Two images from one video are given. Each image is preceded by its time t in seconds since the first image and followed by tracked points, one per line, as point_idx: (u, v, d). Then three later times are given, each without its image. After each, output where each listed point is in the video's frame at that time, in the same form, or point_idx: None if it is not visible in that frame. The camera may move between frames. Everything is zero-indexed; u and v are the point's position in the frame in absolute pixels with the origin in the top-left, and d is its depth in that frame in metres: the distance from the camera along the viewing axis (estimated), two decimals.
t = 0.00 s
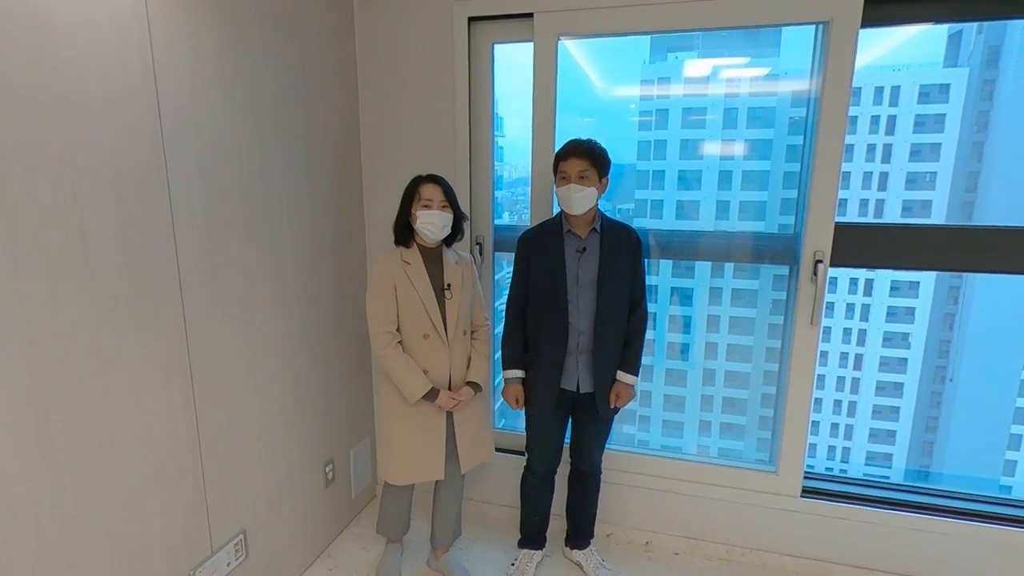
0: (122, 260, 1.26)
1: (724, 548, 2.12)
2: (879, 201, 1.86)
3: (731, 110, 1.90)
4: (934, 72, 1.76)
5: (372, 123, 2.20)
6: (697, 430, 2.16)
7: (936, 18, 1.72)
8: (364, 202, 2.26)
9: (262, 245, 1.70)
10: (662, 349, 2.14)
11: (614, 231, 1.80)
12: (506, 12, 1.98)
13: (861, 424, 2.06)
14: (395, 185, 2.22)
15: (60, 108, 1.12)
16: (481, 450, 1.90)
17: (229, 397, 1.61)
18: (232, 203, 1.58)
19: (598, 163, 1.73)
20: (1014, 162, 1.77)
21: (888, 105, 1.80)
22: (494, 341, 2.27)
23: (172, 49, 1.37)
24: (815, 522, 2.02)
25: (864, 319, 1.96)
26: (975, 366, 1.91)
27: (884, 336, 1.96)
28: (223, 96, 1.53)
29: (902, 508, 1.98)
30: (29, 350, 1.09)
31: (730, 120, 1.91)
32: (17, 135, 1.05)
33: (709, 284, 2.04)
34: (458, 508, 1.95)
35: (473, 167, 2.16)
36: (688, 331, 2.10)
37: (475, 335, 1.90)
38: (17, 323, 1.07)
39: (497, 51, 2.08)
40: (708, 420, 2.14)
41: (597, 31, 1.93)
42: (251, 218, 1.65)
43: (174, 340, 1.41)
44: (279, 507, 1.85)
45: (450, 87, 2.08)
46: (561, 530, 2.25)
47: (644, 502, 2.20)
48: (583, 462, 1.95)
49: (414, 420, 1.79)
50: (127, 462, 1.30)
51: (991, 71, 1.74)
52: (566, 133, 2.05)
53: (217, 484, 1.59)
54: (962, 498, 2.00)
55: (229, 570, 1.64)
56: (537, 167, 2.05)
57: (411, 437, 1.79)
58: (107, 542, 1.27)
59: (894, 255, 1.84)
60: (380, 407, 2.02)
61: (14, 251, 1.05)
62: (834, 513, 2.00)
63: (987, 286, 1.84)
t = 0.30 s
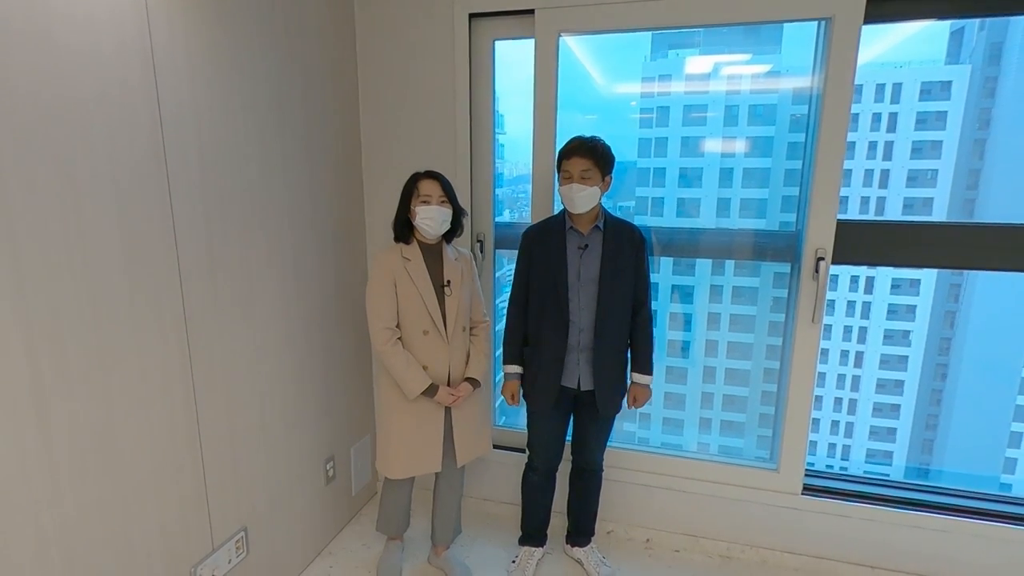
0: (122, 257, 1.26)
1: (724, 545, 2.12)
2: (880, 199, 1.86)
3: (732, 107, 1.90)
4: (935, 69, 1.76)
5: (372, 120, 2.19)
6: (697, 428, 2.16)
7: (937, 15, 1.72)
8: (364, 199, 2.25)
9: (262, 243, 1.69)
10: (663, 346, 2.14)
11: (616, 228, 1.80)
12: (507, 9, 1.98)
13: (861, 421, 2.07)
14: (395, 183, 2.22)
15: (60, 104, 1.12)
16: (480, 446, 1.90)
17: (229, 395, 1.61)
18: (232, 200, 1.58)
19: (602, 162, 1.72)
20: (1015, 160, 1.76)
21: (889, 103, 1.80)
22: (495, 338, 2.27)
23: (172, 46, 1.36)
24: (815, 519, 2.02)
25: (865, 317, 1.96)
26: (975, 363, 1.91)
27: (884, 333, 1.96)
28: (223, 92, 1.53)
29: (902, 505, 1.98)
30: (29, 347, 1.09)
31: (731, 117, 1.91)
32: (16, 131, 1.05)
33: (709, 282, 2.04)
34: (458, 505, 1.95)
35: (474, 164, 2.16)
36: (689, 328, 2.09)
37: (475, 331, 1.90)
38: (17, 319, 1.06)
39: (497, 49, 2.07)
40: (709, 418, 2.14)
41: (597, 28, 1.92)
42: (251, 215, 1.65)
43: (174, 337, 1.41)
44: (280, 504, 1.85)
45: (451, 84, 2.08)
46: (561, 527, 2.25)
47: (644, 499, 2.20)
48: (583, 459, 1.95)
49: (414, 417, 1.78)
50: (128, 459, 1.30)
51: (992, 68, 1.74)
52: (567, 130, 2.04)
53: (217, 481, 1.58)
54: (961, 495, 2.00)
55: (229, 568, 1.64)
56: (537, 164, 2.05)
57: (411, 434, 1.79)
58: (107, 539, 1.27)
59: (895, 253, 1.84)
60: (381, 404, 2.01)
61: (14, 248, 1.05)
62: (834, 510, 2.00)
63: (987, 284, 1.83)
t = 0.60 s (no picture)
0: (122, 254, 1.25)
1: (725, 543, 2.12)
2: (881, 196, 1.86)
3: (733, 105, 1.90)
4: (937, 67, 1.75)
5: (372, 118, 2.19)
6: (697, 426, 2.16)
7: (940, 12, 1.71)
8: (364, 197, 2.25)
9: (262, 240, 1.69)
10: (663, 344, 2.13)
11: (616, 225, 1.79)
12: (507, 5, 1.97)
13: (861, 419, 2.07)
14: (395, 180, 2.21)
15: (60, 100, 1.11)
16: (479, 442, 1.90)
17: (230, 392, 1.60)
18: (233, 197, 1.57)
19: (601, 158, 1.71)
20: (1016, 157, 1.76)
21: (891, 100, 1.80)
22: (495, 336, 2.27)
23: (173, 42, 1.36)
24: (815, 517, 2.02)
25: (865, 315, 1.96)
26: (976, 361, 1.91)
27: (885, 331, 1.96)
28: (223, 89, 1.52)
29: (903, 503, 1.98)
30: (29, 344, 1.08)
31: (732, 115, 1.90)
32: (16, 127, 1.04)
33: (710, 279, 2.03)
34: (458, 502, 1.95)
35: (474, 161, 2.16)
36: (690, 326, 2.09)
37: (474, 328, 1.90)
38: (17, 316, 1.06)
39: (498, 46, 2.07)
40: (709, 415, 2.14)
41: (599, 25, 1.92)
42: (251, 213, 1.64)
43: (175, 333, 1.41)
44: (280, 501, 1.85)
45: (451, 81, 2.07)
46: (562, 525, 2.25)
47: (644, 497, 2.20)
48: (583, 456, 1.95)
49: (413, 413, 1.78)
50: (128, 457, 1.30)
51: (994, 66, 1.73)
52: (567, 128, 2.04)
53: (218, 478, 1.58)
54: (961, 493, 2.00)
55: (229, 565, 1.64)
56: (538, 161, 2.04)
57: (410, 431, 1.78)
58: (108, 536, 1.27)
59: (897, 251, 1.84)
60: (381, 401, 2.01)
61: (14, 244, 1.05)
62: (835, 508, 2.00)
63: (988, 282, 1.83)
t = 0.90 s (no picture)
0: (122, 253, 1.25)
1: (726, 543, 2.12)
2: (882, 196, 1.86)
3: (734, 104, 1.89)
4: (939, 66, 1.75)
5: (373, 117, 2.19)
6: (698, 426, 2.16)
7: (941, 11, 1.71)
8: (365, 196, 2.25)
9: (263, 240, 1.69)
10: (664, 343, 2.13)
11: (616, 225, 1.79)
12: (508, 5, 1.97)
13: (862, 419, 2.06)
14: (396, 180, 2.21)
15: (60, 100, 1.11)
16: (479, 441, 1.90)
17: (231, 392, 1.61)
18: (233, 196, 1.57)
19: (601, 157, 1.71)
20: (1018, 157, 1.76)
21: (893, 100, 1.79)
22: (496, 336, 2.26)
23: (173, 42, 1.36)
24: (816, 517, 2.02)
25: (867, 315, 1.96)
26: (978, 361, 1.90)
27: (886, 331, 1.96)
28: (224, 88, 1.52)
29: (904, 503, 1.98)
30: (30, 344, 1.09)
31: (733, 114, 1.90)
32: (17, 127, 1.04)
33: (711, 279, 2.03)
34: (458, 502, 1.95)
35: (476, 161, 2.16)
36: (690, 326, 2.09)
37: (474, 327, 1.90)
38: (18, 316, 1.06)
39: (498, 45, 2.07)
40: (710, 415, 2.14)
41: (600, 24, 1.91)
42: (252, 212, 1.64)
43: (175, 333, 1.41)
44: (281, 500, 1.85)
45: (453, 80, 2.07)
46: (562, 525, 2.25)
47: (645, 497, 2.20)
48: (584, 456, 1.95)
49: (414, 413, 1.78)
50: (129, 456, 1.30)
51: (996, 65, 1.73)
52: (568, 127, 2.04)
53: (219, 478, 1.58)
54: (963, 493, 2.00)
55: (230, 565, 1.64)
56: (539, 161, 2.04)
57: (411, 431, 1.78)
58: (108, 535, 1.27)
59: (899, 251, 1.83)
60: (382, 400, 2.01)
61: (14, 244, 1.05)
62: (836, 508, 2.00)
63: (990, 282, 1.83)
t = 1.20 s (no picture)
0: (124, 253, 1.26)
1: (728, 543, 2.12)
2: (886, 196, 1.85)
3: (737, 104, 1.89)
4: (943, 66, 1.74)
5: (376, 118, 2.19)
6: (701, 426, 2.15)
7: (945, 11, 1.70)
8: (367, 196, 2.25)
9: (265, 240, 1.69)
10: (667, 344, 2.13)
11: (618, 225, 1.79)
12: (510, 5, 1.97)
13: (865, 420, 2.06)
14: (398, 180, 2.22)
15: (62, 101, 1.12)
16: (482, 442, 1.90)
17: (233, 392, 1.61)
18: (236, 196, 1.58)
19: (602, 157, 1.71)
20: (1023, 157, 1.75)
21: (896, 100, 1.79)
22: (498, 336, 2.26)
23: (176, 43, 1.36)
24: (819, 518, 2.02)
25: (870, 315, 1.95)
26: (982, 362, 1.90)
27: (890, 331, 1.95)
28: (227, 88, 1.52)
29: (907, 504, 1.97)
30: (33, 343, 1.09)
31: (736, 114, 1.90)
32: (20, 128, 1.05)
33: (713, 279, 2.03)
34: (461, 502, 1.95)
35: (478, 161, 2.16)
36: (693, 326, 2.09)
37: (477, 328, 1.90)
38: (21, 315, 1.06)
39: (501, 45, 2.07)
40: (713, 416, 2.13)
41: (602, 24, 1.91)
42: (255, 212, 1.65)
43: (178, 333, 1.41)
44: (284, 500, 1.85)
45: (455, 81, 2.07)
46: (564, 525, 2.25)
47: (647, 497, 2.20)
48: (586, 457, 1.95)
49: (416, 413, 1.78)
50: (131, 456, 1.31)
51: (1001, 65, 1.72)
52: (571, 127, 2.04)
53: (222, 477, 1.59)
54: (967, 495, 1.99)
55: (233, 565, 1.65)
56: (541, 161, 2.04)
57: (413, 431, 1.78)
58: (111, 535, 1.27)
59: (902, 252, 1.83)
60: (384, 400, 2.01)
61: (17, 244, 1.05)
62: (839, 509, 1.99)
63: (994, 283, 1.82)
